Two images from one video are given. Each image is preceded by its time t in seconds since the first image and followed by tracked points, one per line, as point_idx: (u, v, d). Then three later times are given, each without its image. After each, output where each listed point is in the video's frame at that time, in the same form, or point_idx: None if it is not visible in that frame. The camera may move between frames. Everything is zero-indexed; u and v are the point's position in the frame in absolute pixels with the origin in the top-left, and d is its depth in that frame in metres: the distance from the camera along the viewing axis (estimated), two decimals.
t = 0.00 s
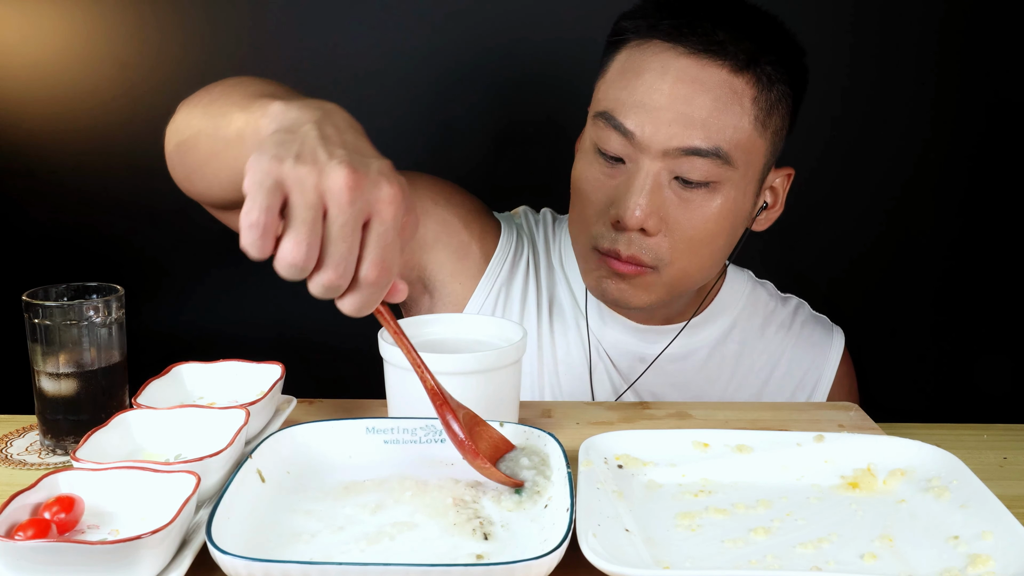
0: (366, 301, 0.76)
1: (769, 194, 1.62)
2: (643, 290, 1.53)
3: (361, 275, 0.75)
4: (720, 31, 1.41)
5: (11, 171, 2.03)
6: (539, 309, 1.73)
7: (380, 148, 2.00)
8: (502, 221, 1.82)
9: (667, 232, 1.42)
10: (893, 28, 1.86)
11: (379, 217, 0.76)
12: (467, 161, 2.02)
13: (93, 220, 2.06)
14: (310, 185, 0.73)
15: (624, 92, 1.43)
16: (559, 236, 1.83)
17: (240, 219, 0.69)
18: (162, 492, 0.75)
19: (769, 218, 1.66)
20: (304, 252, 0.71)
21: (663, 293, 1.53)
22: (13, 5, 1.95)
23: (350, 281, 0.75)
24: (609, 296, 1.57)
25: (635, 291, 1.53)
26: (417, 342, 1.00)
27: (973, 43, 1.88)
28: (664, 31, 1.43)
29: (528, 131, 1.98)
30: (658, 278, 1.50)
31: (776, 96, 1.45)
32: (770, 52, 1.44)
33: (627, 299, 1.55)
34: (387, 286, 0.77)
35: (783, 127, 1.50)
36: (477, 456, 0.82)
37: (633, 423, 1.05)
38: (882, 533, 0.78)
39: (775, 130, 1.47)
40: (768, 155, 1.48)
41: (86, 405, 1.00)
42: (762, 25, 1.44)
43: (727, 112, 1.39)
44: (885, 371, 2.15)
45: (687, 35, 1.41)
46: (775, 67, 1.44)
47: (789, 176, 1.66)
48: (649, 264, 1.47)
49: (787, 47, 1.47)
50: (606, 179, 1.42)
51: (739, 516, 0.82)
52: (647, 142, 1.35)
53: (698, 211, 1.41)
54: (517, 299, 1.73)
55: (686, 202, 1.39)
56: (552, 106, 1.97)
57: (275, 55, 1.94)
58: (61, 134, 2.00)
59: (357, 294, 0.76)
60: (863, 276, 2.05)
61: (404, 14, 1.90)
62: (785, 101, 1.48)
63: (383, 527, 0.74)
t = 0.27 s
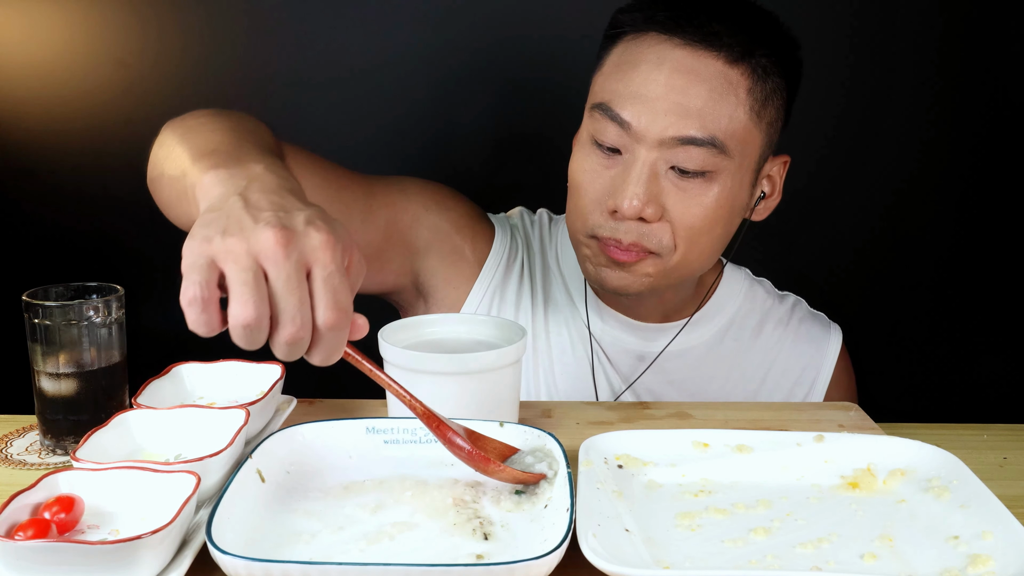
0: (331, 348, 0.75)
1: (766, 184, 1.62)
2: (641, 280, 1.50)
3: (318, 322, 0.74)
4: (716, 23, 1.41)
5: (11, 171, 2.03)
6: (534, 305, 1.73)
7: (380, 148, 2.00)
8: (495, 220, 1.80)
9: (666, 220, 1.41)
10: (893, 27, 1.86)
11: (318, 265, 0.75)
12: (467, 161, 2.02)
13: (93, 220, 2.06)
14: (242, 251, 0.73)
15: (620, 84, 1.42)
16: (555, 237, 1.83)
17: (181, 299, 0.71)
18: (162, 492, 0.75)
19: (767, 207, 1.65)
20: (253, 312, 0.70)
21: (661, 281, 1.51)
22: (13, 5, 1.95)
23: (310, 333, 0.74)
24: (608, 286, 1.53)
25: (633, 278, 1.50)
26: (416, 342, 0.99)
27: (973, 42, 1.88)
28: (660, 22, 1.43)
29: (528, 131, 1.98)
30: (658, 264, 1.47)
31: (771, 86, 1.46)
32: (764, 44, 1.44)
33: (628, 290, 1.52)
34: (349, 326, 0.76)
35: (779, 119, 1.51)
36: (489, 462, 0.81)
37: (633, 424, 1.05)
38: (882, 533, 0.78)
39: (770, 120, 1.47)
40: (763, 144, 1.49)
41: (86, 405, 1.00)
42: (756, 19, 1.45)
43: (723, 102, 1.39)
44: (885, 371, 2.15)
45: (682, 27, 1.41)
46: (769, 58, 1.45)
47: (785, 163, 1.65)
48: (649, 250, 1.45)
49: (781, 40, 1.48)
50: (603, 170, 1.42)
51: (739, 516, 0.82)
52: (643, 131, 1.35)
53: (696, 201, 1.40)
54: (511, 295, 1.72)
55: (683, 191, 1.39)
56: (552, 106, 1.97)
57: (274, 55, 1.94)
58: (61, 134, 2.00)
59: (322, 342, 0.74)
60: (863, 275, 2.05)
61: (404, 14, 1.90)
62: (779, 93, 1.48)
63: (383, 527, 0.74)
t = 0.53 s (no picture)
0: (323, 361, 0.75)
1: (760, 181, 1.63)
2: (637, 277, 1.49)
3: (306, 337, 0.75)
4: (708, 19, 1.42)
5: (11, 171, 2.03)
6: (530, 303, 1.73)
7: (380, 148, 2.00)
8: (491, 220, 1.80)
9: (662, 216, 1.41)
10: (892, 26, 1.86)
11: (303, 280, 0.76)
12: (467, 161, 2.02)
13: (93, 220, 2.06)
14: (228, 271, 0.75)
15: (615, 81, 1.42)
16: (552, 236, 1.83)
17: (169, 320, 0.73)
18: (162, 492, 0.75)
19: (761, 204, 1.66)
20: (238, 330, 0.72)
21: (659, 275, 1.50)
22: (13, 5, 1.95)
23: (301, 347, 0.75)
24: (605, 281, 1.51)
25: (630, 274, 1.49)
26: (415, 343, 0.99)
27: (972, 42, 1.88)
28: (652, 20, 1.43)
29: (528, 131, 1.99)
30: (654, 260, 1.47)
31: (764, 80, 1.47)
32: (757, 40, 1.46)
33: (625, 286, 1.50)
34: (338, 337, 0.76)
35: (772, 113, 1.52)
36: (492, 462, 0.81)
37: (633, 424, 1.05)
38: (882, 533, 0.78)
39: (764, 115, 1.48)
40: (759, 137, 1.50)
41: (86, 405, 1.00)
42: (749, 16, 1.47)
43: (717, 98, 1.39)
44: (885, 371, 2.15)
45: (675, 24, 1.41)
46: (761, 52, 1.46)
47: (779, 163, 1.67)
48: (644, 247, 1.44)
49: (771, 34, 1.50)
50: (599, 166, 1.41)
51: (739, 516, 0.82)
52: (638, 128, 1.35)
53: (692, 196, 1.40)
54: (507, 294, 1.72)
55: (679, 186, 1.39)
56: (551, 106, 1.97)
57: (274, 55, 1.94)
58: (60, 134, 2.00)
59: (312, 356, 0.75)
60: (862, 275, 2.05)
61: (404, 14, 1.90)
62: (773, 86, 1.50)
63: (383, 527, 0.74)
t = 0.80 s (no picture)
0: (309, 374, 0.76)
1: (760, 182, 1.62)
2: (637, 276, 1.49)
3: (288, 352, 0.75)
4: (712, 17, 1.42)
5: (11, 171, 2.03)
6: (529, 302, 1.73)
7: (380, 148, 2.00)
8: (490, 221, 1.81)
9: (662, 215, 1.40)
10: (893, 25, 1.86)
11: (282, 295, 0.76)
12: (467, 160, 2.02)
13: (93, 220, 2.06)
14: (207, 291, 0.75)
15: (619, 78, 1.42)
16: (551, 235, 1.83)
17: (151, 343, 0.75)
18: (162, 492, 0.75)
19: (761, 205, 1.66)
20: (219, 352, 0.73)
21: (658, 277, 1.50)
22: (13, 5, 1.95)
23: (285, 362, 0.75)
24: (603, 283, 1.52)
25: (629, 274, 1.49)
26: (415, 343, 0.99)
27: (973, 41, 1.88)
28: (657, 18, 1.44)
29: (528, 131, 1.99)
30: (652, 261, 1.47)
31: (767, 81, 1.47)
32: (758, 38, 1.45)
33: (624, 287, 1.51)
34: (320, 351, 0.76)
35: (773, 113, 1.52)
36: (489, 461, 0.81)
37: (633, 424, 1.05)
38: (883, 533, 0.78)
39: (766, 115, 1.48)
40: (761, 139, 1.50)
41: (86, 405, 1.00)
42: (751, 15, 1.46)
43: (719, 96, 1.39)
44: (885, 371, 2.15)
45: (680, 21, 1.42)
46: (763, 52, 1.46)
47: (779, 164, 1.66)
48: (643, 246, 1.44)
49: (772, 34, 1.49)
50: (601, 163, 1.41)
51: (739, 516, 0.82)
52: (641, 124, 1.35)
53: (693, 194, 1.40)
54: (506, 294, 1.73)
55: (680, 183, 1.39)
56: (551, 106, 1.97)
57: (273, 55, 1.94)
58: (60, 134, 2.00)
59: (297, 370, 0.75)
60: (862, 275, 2.05)
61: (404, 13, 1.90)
62: (774, 87, 1.49)
63: (383, 527, 0.74)
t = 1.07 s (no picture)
0: (301, 329, 0.75)
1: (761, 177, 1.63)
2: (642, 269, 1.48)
3: (278, 308, 0.75)
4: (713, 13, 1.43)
5: (12, 171, 2.03)
6: (529, 301, 1.73)
7: (380, 148, 2.00)
8: (491, 220, 1.81)
9: (666, 206, 1.40)
10: (893, 23, 1.86)
11: (268, 253, 0.76)
12: (467, 161, 2.02)
13: (94, 220, 2.06)
14: (195, 254, 0.76)
15: (621, 71, 1.42)
16: (552, 236, 1.84)
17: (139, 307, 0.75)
18: (162, 493, 0.75)
19: (762, 201, 1.66)
20: (209, 311, 0.73)
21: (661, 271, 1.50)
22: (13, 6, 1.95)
23: (277, 318, 0.75)
24: (609, 277, 1.51)
25: (633, 267, 1.48)
26: (416, 342, 0.99)
27: (973, 41, 1.88)
28: (659, 13, 1.45)
29: (528, 130, 1.99)
30: (657, 254, 1.46)
31: (767, 75, 1.47)
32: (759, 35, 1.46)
33: (629, 280, 1.50)
34: (310, 304, 0.75)
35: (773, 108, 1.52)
36: (494, 404, 0.91)
37: (633, 423, 1.05)
38: (883, 533, 0.78)
39: (767, 109, 1.49)
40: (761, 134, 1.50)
41: (86, 406, 1.00)
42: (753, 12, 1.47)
43: (721, 89, 1.40)
44: (885, 371, 2.15)
45: (682, 16, 1.43)
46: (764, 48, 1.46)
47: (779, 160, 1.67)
48: (647, 239, 1.44)
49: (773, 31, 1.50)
50: (605, 155, 1.41)
51: (739, 516, 0.82)
52: (644, 115, 1.36)
53: (696, 185, 1.40)
54: (507, 295, 1.72)
55: (683, 174, 1.39)
56: (552, 105, 1.97)
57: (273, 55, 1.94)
58: (61, 134, 2.00)
59: (289, 326, 0.75)
60: (863, 275, 2.05)
61: (405, 13, 1.90)
62: (774, 81, 1.50)
63: (383, 527, 0.74)
